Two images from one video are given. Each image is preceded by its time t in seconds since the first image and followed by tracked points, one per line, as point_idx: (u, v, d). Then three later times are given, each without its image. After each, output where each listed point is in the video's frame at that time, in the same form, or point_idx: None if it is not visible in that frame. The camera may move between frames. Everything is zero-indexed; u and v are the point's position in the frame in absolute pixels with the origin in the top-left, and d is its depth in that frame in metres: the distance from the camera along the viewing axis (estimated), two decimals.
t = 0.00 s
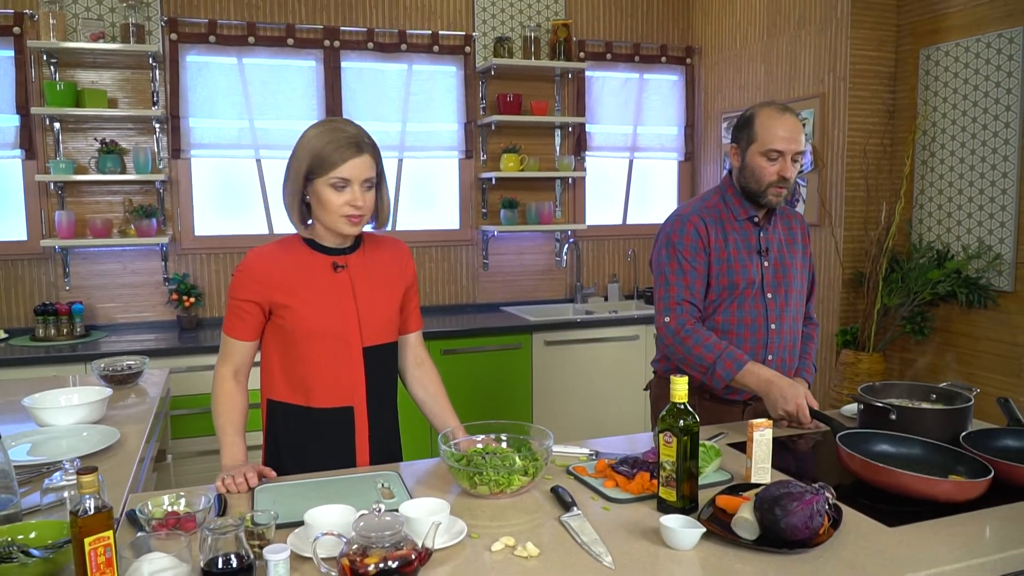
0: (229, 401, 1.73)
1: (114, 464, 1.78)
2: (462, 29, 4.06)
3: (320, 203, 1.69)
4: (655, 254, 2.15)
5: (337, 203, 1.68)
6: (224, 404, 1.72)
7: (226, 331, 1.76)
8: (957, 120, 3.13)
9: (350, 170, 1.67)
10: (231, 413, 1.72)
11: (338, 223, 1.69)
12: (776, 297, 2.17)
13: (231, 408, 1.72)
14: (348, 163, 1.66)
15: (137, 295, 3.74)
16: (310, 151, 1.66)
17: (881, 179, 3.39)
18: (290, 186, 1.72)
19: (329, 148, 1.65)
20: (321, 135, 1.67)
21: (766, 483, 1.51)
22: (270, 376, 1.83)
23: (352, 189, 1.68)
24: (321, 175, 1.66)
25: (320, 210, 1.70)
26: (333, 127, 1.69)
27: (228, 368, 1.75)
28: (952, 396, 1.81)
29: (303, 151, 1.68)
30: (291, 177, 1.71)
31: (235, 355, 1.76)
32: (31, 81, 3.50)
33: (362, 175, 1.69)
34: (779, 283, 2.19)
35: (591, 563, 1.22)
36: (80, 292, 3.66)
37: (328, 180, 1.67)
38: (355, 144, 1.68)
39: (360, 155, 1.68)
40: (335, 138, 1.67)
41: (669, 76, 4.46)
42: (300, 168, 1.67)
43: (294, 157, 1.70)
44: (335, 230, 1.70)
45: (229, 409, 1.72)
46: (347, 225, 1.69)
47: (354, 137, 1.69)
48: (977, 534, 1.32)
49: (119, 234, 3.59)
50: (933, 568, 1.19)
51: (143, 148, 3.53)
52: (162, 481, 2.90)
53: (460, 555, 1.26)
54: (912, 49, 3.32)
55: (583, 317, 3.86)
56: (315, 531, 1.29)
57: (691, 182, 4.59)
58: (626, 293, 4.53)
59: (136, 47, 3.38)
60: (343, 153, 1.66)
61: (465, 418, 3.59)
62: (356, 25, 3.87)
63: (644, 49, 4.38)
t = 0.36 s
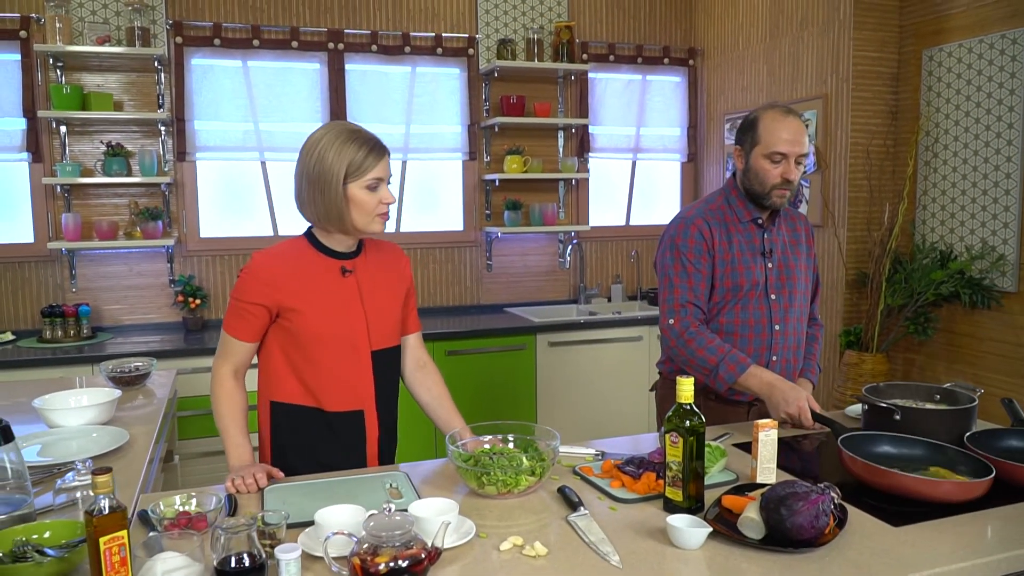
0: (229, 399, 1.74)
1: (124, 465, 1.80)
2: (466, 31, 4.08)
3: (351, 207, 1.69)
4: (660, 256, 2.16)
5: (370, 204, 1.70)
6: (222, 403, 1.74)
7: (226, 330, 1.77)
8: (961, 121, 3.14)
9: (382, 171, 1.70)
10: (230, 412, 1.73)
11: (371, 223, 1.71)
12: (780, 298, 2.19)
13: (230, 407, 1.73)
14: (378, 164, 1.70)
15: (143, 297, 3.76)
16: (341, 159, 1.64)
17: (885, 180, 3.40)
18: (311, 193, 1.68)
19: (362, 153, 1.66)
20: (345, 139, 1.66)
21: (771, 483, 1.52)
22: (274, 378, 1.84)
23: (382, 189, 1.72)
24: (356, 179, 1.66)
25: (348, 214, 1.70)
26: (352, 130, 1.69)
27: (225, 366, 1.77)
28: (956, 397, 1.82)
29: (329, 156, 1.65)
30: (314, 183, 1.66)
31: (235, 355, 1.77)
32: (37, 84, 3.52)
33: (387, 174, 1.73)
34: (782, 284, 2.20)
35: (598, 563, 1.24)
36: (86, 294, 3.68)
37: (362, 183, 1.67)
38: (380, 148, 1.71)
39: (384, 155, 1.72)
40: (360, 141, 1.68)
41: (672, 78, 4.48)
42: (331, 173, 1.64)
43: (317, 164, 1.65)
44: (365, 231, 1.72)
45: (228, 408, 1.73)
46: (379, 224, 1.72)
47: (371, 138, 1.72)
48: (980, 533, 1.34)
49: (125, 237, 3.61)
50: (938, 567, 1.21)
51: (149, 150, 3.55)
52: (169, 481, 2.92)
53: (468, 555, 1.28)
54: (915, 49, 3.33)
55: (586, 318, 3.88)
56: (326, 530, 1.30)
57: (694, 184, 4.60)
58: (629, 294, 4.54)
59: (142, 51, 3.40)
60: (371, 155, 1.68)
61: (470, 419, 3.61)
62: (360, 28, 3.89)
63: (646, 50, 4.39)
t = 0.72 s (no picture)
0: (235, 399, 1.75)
1: (134, 464, 1.81)
2: (472, 32, 4.09)
3: (353, 212, 1.70)
4: (666, 257, 2.17)
5: (372, 209, 1.71)
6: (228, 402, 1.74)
7: (235, 328, 1.78)
8: (967, 121, 3.14)
9: (384, 176, 1.70)
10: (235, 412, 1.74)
11: (374, 227, 1.72)
12: (786, 300, 2.19)
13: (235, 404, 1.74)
14: (380, 168, 1.70)
15: (151, 297, 3.78)
16: (340, 164, 1.65)
17: (891, 181, 3.40)
18: (313, 199, 1.69)
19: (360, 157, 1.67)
20: (346, 145, 1.67)
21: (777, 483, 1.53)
22: (283, 377, 1.85)
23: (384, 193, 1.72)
24: (357, 185, 1.67)
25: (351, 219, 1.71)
26: (354, 135, 1.70)
27: (232, 364, 1.78)
28: (963, 397, 1.82)
29: (330, 162, 1.66)
30: (315, 190, 1.68)
31: (243, 353, 1.79)
32: (46, 86, 3.55)
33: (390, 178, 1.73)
34: (788, 286, 2.21)
35: (605, 562, 1.25)
36: (95, 294, 3.71)
37: (364, 189, 1.68)
38: (378, 150, 1.71)
39: (386, 159, 1.72)
40: (361, 146, 1.68)
41: (678, 78, 4.48)
42: (331, 180, 1.66)
43: (318, 172, 1.67)
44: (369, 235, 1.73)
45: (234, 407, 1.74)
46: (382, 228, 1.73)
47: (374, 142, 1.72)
48: (985, 533, 1.34)
49: (133, 238, 3.63)
50: (943, 567, 1.21)
51: (157, 151, 3.58)
52: (178, 481, 2.94)
53: (477, 554, 1.29)
54: (922, 50, 3.33)
55: (592, 319, 3.88)
56: (335, 529, 1.32)
57: (700, 184, 4.61)
58: (635, 294, 4.55)
59: (150, 53, 3.42)
60: (373, 159, 1.69)
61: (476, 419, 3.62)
62: (367, 30, 3.91)
63: (653, 51, 4.39)
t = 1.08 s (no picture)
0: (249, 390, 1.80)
1: (138, 464, 1.82)
2: (476, 33, 4.09)
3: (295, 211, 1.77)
4: (669, 257, 2.17)
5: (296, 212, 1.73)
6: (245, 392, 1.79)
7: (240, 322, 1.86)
8: (970, 121, 3.14)
9: (294, 180, 1.68)
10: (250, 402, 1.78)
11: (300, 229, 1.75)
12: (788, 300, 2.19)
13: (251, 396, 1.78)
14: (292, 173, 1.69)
15: (155, 297, 3.79)
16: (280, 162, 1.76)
17: (895, 180, 3.39)
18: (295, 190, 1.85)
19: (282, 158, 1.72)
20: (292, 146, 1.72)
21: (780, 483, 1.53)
22: (279, 367, 1.90)
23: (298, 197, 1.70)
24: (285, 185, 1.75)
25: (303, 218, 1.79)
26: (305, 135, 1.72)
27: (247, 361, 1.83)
28: (966, 397, 1.82)
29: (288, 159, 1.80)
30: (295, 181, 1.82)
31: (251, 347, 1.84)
32: (51, 86, 3.56)
33: (306, 183, 1.68)
34: (791, 286, 2.20)
35: (608, 562, 1.25)
36: (99, 295, 3.72)
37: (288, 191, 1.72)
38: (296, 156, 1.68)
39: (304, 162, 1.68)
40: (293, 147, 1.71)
41: (682, 78, 4.48)
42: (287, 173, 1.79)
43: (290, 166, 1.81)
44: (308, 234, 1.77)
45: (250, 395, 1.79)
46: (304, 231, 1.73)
47: (310, 146, 1.70)
48: (987, 532, 1.34)
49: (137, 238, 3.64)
50: (946, 567, 1.21)
51: (161, 152, 3.59)
52: (182, 480, 2.95)
53: (480, 553, 1.29)
54: (925, 50, 3.32)
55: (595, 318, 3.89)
56: (339, 529, 1.32)
57: (704, 184, 4.60)
58: (639, 294, 4.55)
59: (153, 53, 3.43)
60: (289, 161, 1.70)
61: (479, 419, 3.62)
62: (371, 30, 3.92)
63: (656, 51, 4.39)
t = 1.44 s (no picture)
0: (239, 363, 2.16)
1: (141, 463, 1.82)
2: (478, 33, 4.09)
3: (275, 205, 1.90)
4: (673, 256, 2.17)
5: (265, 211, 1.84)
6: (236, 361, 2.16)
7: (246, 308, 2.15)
8: (973, 121, 3.13)
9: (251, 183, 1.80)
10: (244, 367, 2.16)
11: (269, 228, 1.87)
12: (792, 300, 2.19)
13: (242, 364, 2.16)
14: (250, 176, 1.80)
15: (158, 297, 3.80)
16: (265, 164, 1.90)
17: (897, 180, 3.39)
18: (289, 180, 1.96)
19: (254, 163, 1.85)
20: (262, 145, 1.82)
21: (783, 483, 1.53)
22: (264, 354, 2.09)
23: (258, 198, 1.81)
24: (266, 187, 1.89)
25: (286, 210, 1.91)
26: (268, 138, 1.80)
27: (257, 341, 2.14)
28: (969, 397, 1.82)
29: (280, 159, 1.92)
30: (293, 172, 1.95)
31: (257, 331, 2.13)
32: (54, 86, 3.57)
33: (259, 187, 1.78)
34: (794, 286, 2.20)
35: (611, 562, 1.25)
36: (102, 294, 3.72)
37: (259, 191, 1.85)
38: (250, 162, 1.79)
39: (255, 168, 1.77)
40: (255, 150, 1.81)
41: (685, 79, 4.48)
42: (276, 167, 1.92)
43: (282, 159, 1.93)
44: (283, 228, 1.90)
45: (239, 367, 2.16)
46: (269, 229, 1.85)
47: (261, 153, 1.78)
48: (989, 532, 1.34)
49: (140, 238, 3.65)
50: (949, 567, 1.21)
51: (164, 152, 3.59)
52: (185, 480, 2.95)
53: (482, 553, 1.29)
54: (927, 51, 3.32)
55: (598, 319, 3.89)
56: (342, 528, 1.32)
57: (707, 184, 4.60)
58: (641, 295, 4.55)
59: (157, 53, 3.43)
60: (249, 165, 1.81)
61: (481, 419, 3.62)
62: (374, 31, 3.92)
63: (659, 52, 4.39)
